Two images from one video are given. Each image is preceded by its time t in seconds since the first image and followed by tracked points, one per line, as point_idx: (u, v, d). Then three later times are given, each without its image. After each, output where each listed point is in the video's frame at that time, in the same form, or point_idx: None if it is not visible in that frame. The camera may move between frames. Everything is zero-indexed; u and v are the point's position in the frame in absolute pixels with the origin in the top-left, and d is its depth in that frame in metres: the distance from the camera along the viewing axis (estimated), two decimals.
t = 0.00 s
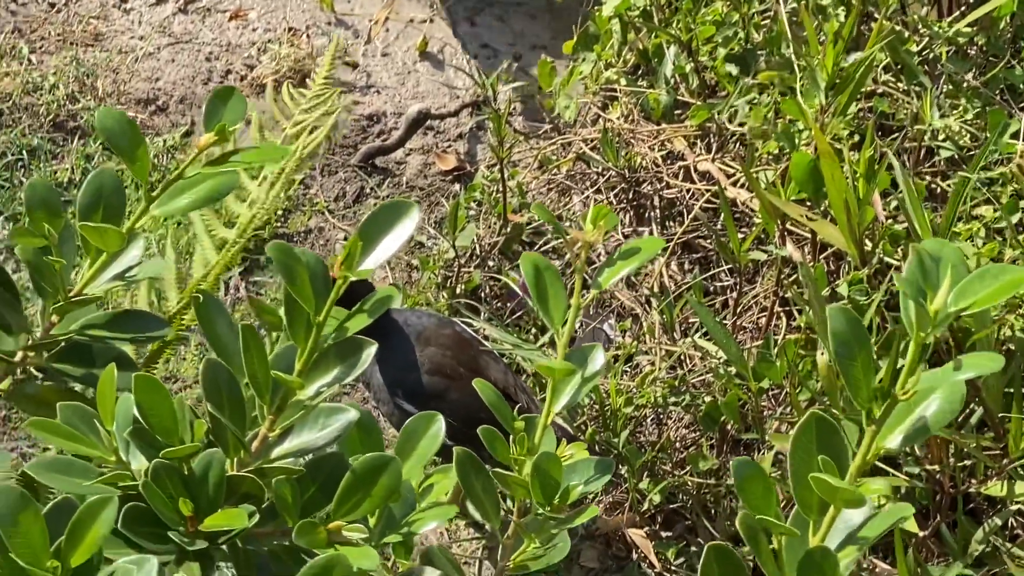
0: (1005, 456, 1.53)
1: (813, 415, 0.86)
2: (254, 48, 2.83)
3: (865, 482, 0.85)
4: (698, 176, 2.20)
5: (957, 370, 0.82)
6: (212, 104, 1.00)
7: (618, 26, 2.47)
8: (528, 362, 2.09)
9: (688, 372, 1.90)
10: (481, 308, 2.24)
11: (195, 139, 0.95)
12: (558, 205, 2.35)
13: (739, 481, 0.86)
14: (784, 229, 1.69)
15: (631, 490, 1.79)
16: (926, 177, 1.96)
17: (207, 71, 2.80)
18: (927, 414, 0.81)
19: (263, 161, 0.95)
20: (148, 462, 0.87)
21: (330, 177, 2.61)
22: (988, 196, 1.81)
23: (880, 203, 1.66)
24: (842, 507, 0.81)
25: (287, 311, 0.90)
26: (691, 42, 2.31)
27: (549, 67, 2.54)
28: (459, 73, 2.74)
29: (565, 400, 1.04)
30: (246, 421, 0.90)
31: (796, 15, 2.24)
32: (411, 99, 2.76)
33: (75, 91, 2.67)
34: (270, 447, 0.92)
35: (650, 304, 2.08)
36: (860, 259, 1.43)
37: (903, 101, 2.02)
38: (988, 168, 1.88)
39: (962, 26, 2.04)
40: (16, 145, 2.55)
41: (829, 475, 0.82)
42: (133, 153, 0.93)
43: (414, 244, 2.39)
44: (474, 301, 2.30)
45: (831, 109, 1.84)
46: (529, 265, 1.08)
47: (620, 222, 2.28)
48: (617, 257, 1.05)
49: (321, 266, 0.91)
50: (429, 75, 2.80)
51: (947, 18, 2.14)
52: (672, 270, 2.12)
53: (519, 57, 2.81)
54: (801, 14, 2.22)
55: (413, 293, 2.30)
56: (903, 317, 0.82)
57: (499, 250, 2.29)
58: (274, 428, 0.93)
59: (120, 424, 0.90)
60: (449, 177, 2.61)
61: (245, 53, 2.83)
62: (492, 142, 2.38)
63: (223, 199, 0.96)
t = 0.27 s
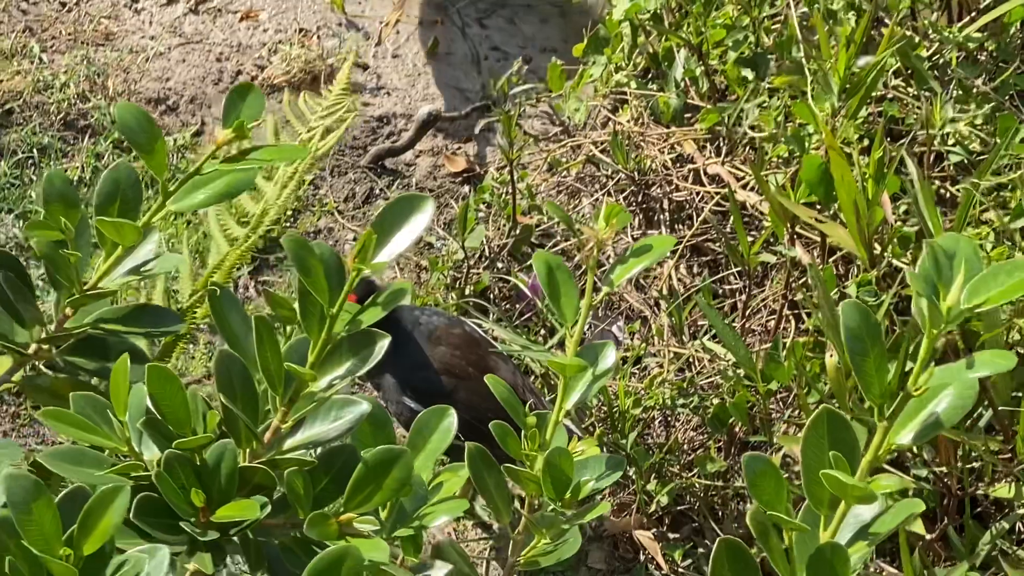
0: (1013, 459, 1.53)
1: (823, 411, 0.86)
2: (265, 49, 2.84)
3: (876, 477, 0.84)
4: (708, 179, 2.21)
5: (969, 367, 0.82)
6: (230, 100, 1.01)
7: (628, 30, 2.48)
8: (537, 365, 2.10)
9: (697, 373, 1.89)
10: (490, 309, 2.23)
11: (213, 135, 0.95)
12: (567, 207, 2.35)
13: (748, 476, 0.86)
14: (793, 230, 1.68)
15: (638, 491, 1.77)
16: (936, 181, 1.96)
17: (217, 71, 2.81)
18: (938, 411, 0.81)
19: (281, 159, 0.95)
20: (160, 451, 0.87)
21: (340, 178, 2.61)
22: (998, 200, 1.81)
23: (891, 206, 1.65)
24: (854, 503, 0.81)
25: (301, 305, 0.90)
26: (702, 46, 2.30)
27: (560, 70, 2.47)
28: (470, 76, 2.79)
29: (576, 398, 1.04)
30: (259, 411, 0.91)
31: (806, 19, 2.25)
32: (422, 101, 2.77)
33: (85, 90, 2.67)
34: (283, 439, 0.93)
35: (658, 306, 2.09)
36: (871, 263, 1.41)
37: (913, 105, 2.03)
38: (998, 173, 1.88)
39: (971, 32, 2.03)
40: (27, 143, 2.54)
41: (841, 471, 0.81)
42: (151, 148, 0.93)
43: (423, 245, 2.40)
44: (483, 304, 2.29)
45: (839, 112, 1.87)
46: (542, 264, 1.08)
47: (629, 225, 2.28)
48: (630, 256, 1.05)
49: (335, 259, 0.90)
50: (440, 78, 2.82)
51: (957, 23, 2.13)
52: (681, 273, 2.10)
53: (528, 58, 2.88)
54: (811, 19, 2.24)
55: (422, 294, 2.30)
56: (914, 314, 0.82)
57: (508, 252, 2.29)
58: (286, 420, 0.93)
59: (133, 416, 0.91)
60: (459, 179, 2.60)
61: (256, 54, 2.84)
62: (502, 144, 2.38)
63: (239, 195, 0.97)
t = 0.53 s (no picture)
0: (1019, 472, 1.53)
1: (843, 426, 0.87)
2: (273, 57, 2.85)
3: (895, 495, 0.86)
4: (715, 190, 2.21)
5: (994, 387, 0.84)
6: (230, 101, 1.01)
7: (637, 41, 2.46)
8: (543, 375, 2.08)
9: (703, 385, 1.89)
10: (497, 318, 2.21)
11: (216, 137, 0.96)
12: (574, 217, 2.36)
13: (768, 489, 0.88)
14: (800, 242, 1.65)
15: (643, 502, 1.76)
16: (942, 194, 1.97)
17: (225, 79, 2.81)
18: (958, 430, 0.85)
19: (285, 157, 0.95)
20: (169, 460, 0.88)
21: (347, 186, 2.61)
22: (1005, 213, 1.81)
23: (897, 218, 1.65)
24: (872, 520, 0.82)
25: (311, 312, 0.90)
26: (710, 57, 2.33)
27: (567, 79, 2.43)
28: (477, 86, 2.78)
29: (581, 408, 1.04)
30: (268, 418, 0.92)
31: (814, 29, 2.27)
32: (429, 110, 2.78)
33: (94, 97, 2.67)
34: (293, 446, 0.93)
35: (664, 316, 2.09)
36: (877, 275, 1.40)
37: (920, 118, 2.04)
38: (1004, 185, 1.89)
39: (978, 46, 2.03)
40: (35, 150, 2.55)
41: (860, 488, 0.83)
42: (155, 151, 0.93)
43: (430, 254, 2.37)
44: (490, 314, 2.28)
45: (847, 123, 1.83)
46: (545, 272, 1.08)
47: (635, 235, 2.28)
48: (632, 264, 1.08)
49: (346, 267, 0.91)
50: (447, 87, 2.83)
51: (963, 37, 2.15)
52: (686, 283, 2.11)
53: (535, 70, 2.88)
54: (819, 30, 2.24)
55: (429, 303, 2.29)
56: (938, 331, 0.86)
57: (514, 262, 2.29)
58: (296, 427, 0.93)
59: (142, 422, 0.90)
60: (466, 189, 2.59)
61: (264, 62, 2.85)
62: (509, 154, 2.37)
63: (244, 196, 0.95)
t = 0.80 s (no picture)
0: None
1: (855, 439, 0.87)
2: (282, 69, 2.86)
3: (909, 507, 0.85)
4: (723, 207, 2.24)
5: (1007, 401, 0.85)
6: (249, 110, 1.01)
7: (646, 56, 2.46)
8: (549, 388, 2.08)
9: (710, 400, 1.89)
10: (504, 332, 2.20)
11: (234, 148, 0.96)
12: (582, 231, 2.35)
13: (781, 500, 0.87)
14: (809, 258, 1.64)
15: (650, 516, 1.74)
16: (950, 212, 1.97)
17: (234, 91, 2.82)
18: (971, 443, 0.85)
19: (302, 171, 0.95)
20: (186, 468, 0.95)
21: (355, 200, 2.59)
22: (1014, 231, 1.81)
23: (906, 235, 1.65)
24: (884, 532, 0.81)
25: (327, 324, 0.93)
26: (719, 72, 2.32)
27: (576, 95, 2.46)
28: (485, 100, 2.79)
29: (598, 422, 1.03)
30: (282, 428, 0.93)
31: (823, 46, 2.30)
32: (437, 124, 2.79)
33: (103, 108, 2.67)
34: (307, 457, 0.95)
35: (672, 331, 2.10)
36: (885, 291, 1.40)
37: (928, 135, 2.04)
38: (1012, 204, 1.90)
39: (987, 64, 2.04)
40: (45, 160, 2.54)
41: (873, 500, 0.82)
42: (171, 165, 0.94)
43: (438, 267, 2.36)
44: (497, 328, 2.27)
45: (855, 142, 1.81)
46: (563, 286, 1.08)
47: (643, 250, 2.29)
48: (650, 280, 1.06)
49: (361, 279, 0.93)
50: (455, 100, 2.85)
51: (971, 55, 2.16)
52: (694, 298, 2.12)
53: (545, 84, 2.87)
54: (828, 47, 2.26)
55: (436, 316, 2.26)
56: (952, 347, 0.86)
57: (522, 275, 2.29)
58: (311, 438, 0.94)
59: (159, 431, 0.96)
60: (474, 203, 2.59)
61: (273, 74, 2.87)
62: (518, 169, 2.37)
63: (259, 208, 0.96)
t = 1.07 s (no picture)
0: None
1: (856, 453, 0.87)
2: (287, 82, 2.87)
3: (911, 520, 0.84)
4: (728, 222, 2.25)
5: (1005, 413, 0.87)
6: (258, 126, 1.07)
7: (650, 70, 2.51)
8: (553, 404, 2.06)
9: (714, 416, 1.89)
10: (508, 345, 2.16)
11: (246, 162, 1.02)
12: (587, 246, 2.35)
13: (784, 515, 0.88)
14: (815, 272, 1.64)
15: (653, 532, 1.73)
16: (955, 229, 1.98)
17: (240, 103, 2.82)
18: (969, 456, 0.86)
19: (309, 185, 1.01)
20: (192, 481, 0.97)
21: (360, 213, 2.59)
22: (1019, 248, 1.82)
23: (910, 251, 1.66)
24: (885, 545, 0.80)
25: (336, 337, 0.96)
26: (725, 88, 2.33)
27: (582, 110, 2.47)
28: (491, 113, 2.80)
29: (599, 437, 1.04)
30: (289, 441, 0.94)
31: (828, 63, 2.31)
32: (442, 137, 2.80)
33: (108, 119, 2.67)
34: (314, 470, 0.96)
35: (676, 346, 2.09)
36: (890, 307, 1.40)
37: (934, 152, 2.05)
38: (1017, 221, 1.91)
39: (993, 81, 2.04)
40: (51, 172, 2.53)
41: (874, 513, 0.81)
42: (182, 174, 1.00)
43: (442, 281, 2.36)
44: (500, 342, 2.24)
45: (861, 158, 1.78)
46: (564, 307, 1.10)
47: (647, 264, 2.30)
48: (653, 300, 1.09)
49: (369, 293, 0.96)
50: (460, 114, 2.86)
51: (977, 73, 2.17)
52: (698, 313, 2.12)
53: (550, 99, 2.89)
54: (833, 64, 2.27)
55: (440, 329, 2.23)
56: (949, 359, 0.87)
57: (527, 289, 2.27)
58: (318, 451, 0.97)
59: (165, 444, 1.01)
60: (478, 216, 2.59)
61: (278, 87, 2.88)
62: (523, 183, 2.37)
63: (267, 221, 1.05)
